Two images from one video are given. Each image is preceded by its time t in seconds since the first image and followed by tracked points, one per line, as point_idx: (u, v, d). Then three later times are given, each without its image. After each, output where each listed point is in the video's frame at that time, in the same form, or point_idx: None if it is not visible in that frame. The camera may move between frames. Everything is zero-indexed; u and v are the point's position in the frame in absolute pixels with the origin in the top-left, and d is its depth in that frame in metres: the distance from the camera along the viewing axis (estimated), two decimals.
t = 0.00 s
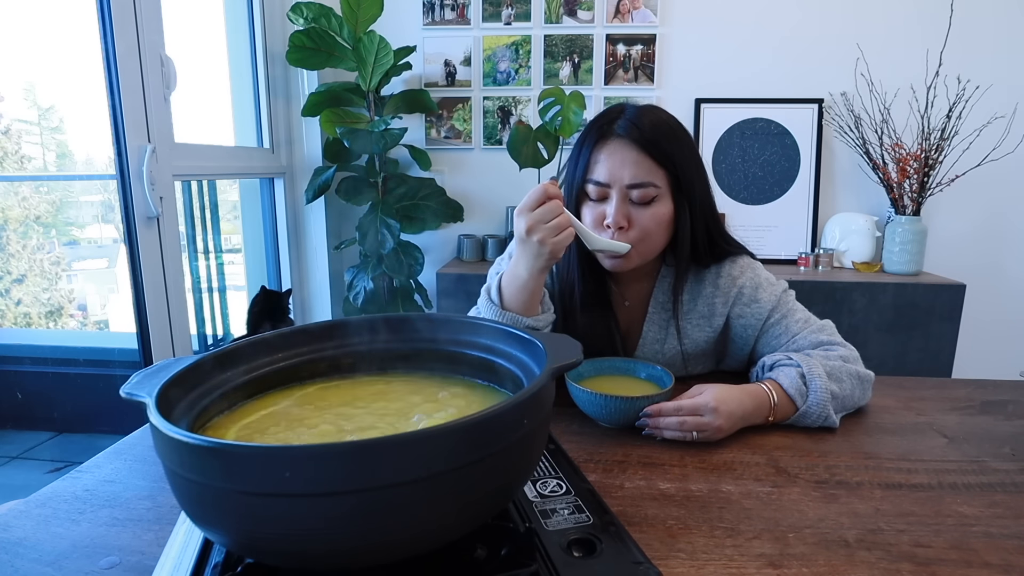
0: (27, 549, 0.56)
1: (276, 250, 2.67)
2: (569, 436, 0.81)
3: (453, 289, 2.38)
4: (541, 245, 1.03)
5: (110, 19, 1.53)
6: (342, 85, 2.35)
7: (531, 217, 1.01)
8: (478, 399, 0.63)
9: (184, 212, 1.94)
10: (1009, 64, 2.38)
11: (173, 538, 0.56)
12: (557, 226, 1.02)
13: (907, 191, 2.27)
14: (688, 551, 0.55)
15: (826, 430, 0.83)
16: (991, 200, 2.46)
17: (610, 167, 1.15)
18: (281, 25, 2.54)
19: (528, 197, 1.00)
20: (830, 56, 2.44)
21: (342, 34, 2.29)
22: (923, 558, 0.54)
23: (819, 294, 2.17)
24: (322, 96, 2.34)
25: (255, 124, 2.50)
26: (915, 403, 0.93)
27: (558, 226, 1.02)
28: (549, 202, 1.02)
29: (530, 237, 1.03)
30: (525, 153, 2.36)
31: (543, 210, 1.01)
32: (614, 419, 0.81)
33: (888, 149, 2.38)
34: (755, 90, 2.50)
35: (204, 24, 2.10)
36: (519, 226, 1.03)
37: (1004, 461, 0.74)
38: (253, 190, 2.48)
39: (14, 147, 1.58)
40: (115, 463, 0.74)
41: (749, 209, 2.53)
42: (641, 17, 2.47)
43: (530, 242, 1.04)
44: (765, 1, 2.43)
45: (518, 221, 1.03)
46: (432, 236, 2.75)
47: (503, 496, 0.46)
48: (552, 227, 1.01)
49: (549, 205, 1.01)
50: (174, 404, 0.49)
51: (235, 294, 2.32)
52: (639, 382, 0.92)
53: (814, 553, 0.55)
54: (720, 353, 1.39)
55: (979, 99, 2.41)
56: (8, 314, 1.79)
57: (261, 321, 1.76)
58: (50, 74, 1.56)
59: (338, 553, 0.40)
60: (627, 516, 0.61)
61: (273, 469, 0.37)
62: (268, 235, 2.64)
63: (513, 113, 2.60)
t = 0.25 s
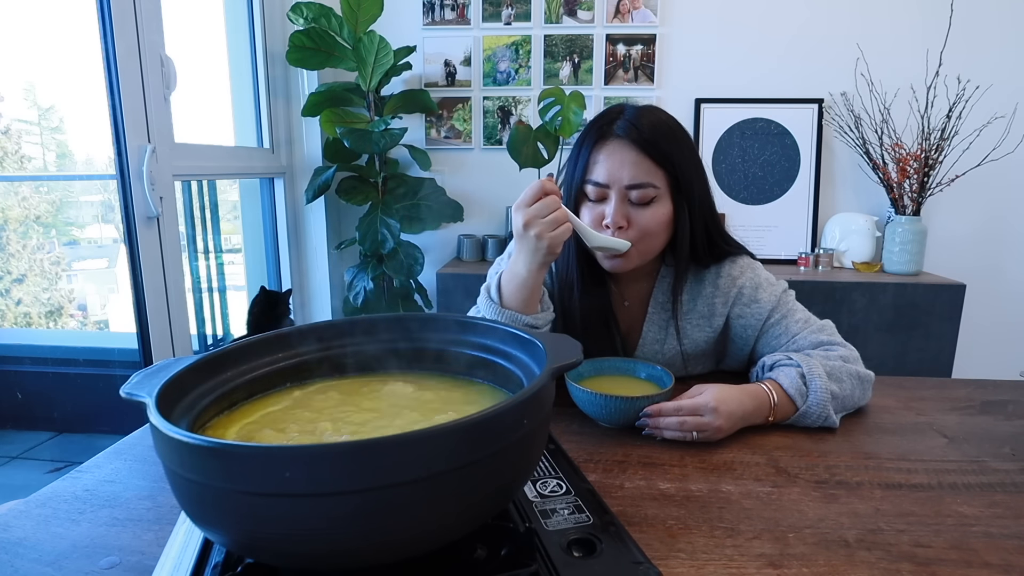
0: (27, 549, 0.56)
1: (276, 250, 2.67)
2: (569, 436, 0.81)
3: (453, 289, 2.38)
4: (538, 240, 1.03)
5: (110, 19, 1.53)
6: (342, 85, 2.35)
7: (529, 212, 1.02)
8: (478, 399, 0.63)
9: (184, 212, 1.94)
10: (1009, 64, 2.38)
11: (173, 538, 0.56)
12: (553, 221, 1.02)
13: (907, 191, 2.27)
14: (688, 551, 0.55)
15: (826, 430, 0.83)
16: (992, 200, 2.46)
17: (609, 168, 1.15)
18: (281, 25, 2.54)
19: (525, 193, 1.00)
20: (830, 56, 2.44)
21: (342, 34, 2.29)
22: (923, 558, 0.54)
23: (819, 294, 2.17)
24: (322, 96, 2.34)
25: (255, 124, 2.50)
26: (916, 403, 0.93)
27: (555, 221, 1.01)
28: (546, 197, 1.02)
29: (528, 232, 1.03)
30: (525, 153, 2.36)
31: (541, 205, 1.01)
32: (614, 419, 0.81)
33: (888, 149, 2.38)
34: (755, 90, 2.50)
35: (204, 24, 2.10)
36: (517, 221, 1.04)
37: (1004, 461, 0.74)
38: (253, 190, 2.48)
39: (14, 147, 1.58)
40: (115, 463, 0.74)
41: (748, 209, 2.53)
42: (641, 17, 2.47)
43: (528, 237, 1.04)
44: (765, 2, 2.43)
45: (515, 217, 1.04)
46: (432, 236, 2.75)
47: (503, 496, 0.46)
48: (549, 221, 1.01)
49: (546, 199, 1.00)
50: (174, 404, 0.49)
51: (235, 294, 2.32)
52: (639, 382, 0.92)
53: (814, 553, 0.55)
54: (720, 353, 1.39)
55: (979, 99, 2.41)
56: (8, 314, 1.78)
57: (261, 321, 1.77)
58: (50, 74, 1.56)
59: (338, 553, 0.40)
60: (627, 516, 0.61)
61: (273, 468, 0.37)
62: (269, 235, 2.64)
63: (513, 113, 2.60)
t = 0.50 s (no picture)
0: (27, 549, 0.56)
1: (276, 250, 2.67)
2: (569, 436, 0.81)
3: (453, 289, 2.38)
4: (537, 243, 1.03)
5: (110, 19, 1.53)
6: (342, 85, 2.35)
7: (529, 215, 1.01)
8: (479, 399, 0.63)
9: (184, 212, 1.94)
10: (1009, 64, 2.38)
11: (173, 538, 0.56)
12: (553, 224, 1.02)
13: (907, 191, 2.27)
14: (689, 551, 0.55)
15: (826, 430, 0.83)
16: (991, 200, 2.46)
17: (609, 165, 1.15)
18: (281, 25, 2.54)
19: (525, 194, 1.00)
20: (830, 56, 2.44)
21: (342, 34, 2.29)
22: (923, 558, 0.54)
23: (819, 295, 2.17)
24: (322, 96, 2.34)
25: (255, 124, 2.50)
26: (915, 403, 0.93)
27: (555, 224, 1.02)
28: (546, 200, 1.01)
29: (528, 235, 1.03)
30: (525, 153, 2.36)
31: (541, 208, 1.01)
32: (614, 419, 0.81)
33: (888, 149, 2.38)
34: (755, 91, 2.50)
35: (204, 23, 2.10)
36: (518, 224, 1.03)
37: (1004, 460, 0.74)
38: (253, 190, 2.48)
39: (14, 147, 1.58)
40: (115, 463, 0.74)
41: (748, 209, 2.53)
42: (641, 17, 2.47)
43: (529, 240, 1.04)
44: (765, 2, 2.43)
45: (515, 220, 1.04)
46: (432, 236, 2.75)
47: (502, 497, 0.46)
48: (550, 224, 1.01)
49: (546, 202, 1.00)
50: (175, 404, 0.49)
51: (236, 294, 2.32)
52: (639, 382, 0.92)
53: (814, 553, 0.55)
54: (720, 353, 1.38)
55: (979, 99, 2.41)
56: (8, 314, 1.79)
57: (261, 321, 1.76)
58: (50, 74, 1.56)
59: (339, 553, 0.40)
60: (627, 516, 0.61)
61: (273, 468, 0.37)
62: (269, 235, 2.64)
63: (513, 113, 2.60)
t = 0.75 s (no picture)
0: (27, 549, 0.56)
1: (276, 250, 2.67)
2: (569, 436, 0.81)
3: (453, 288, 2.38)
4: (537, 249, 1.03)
5: (110, 19, 1.54)
6: (342, 85, 2.35)
7: (529, 222, 1.01)
8: (479, 399, 0.63)
9: (184, 212, 1.94)
10: (1009, 64, 2.38)
11: (173, 538, 0.56)
12: (554, 230, 1.01)
13: (907, 191, 2.27)
14: (689, 551, 0.55)
15: (826, 430, 0.83)
16: (991, 200, 2.46)
17: (608, 160, 1.15)
18: (281, 25, 2.54)
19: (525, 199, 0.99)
20: (830, 56, 2.44)
21: (342, 34, 2.29)
22: (923, 558, 0.54)
23: (819, 295, 2.18)
24: (322, 96, 2.34)
25: (255, 124, 2.50)
26: (916, 403, 0.93)
27: (556, 230, 1.01)
28: (545, 206, 1.00)
29: (528, 241, 1.03)
30: (525, 153, 2.36)
31: (541, 214, 1.00)
32: (614, 419, 0.81)
33: (888, 149, 2.38)
34: (755, 91, 2.50)
35: (204, 23, 2.10)
36: (518, 230, 1.03)
37: (1004, 460, 0.74)
38: (253, 190, 2.48)
39: (14, 147, 1.58)
40: (116, 463, 0.74)
41: (748, 209, 2.53)
42: (641, 17, 2.47)
43: (530, 246, 1.03)
44: (765, 2, 2.43)
45: (514, 227, 1.03)
46: (432, 236, 2.75)
47: (502, 497, 0.46)
48: (550, 231, 1.00)
49: (546, 208, 0.99)
50: (175, 404, 0.49)
51: (235, 294, 2.32)
52: (639, 382, 0.92)
53: (814, 553, 0.55)
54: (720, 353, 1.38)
55: (979, 99, 2.41)
56: (8, 314, 1.78)
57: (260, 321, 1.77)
58: (50, 74, 1.56)
59: (339, 553, 0.40)
60: (627, 516, 0.61)
61: (274, 468, 0.37)
62: (269, 235, 2.64)
63: (513, 113, 2.60)
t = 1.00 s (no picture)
0: (27, 549, 0.57)
1: (276, 250, 2.67)
2: (569, 436, 0.81)
3: (453, 288, 2.38)
4: (507, 273, 1.04)
5: (110, 19, 1.54)
6: (342, 85, 2.35)
7: (493, 249, 1.02)
8: (478, 399, 0.63)
9: (184, 212, 1.94)
10: (1009, 64, 2.38)
11: (173, 538, 0.56)
12: (519, 257, 1.01)
13: (907, 191, 2.27)
14: (689, 551, 0.55)
15: (827, 430, 0.83)
16: (991, 200, 2.46)
17: (594, 121, 1.21)
18: (281, 25, 2.54)
19: (488, 228, 1.00)
20: (830, 56, 2.44)
21: (342, 34, 2.29)
22: (923, 558, 0.54)
23: (819, 295, 2.18)
24: (322, 96, 2.34)
25: (255, 124, 2.50)
26: (915, 403, 0.93)
27: (521, 256, 1.01)
28: (510, 233, 1.00)
29: (495, 266, 1.04)
30: (525, 153, 2.36)
31: (504, 242, 1.00)
32: (614, 420, 0.81)
33: (888, 149, 2.38)
34: (755, 91, 2.50)
35: (204, 24, 2.10)
36: (485, 256, 1.04)
37: (1004, 461, 0.74)
38: (253, 190, 2.48)
39: (14, 147, 1.56)
40: (115, 463, 0.74)
41: (748, 209, 2.53)
42: (641, 17, 2.47)
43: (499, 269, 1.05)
44: (765, 2, 2.43)
45: (483, 252, 1.04)
46: (432, 236, 2.75)
47: (502, 496, 0.46)
48: (514, 259, 1.01)
49: (510, 235, 1.00)
50: (174, 404, 0.49)
51: (235, 294, 2.32)
52: (638, 382, 0.92)
53: (814, 553, 0.55)
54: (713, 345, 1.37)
55: (979, 99, 2.41)
56: (8, 314, 1.76)
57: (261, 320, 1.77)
58: (50, 74, 1.55)
59: (340, 553, 0.41)
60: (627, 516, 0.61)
61: (273, 468, 0.37)
62: (269, 235, 2.64)
63: (513, 113, 2.60)
